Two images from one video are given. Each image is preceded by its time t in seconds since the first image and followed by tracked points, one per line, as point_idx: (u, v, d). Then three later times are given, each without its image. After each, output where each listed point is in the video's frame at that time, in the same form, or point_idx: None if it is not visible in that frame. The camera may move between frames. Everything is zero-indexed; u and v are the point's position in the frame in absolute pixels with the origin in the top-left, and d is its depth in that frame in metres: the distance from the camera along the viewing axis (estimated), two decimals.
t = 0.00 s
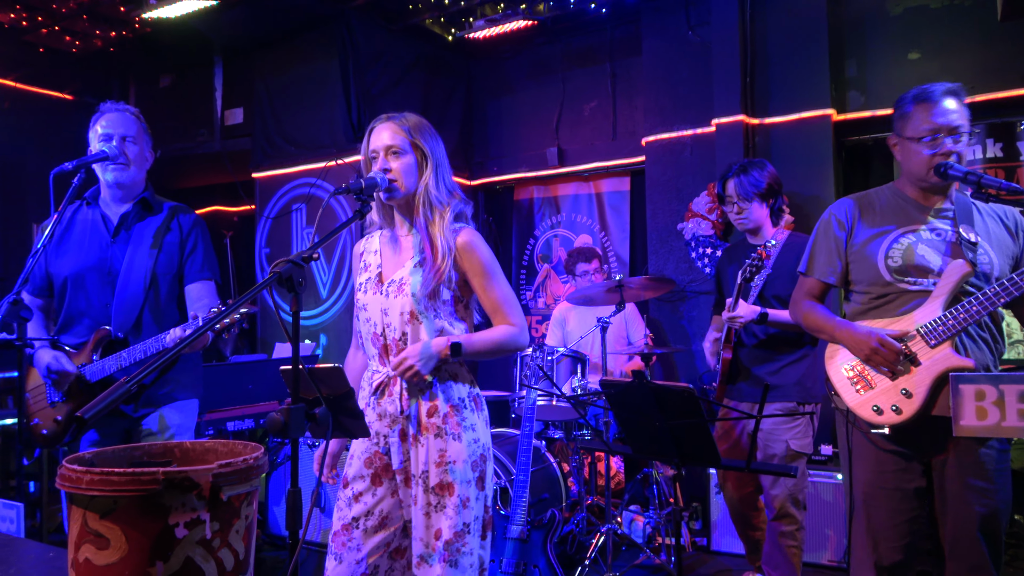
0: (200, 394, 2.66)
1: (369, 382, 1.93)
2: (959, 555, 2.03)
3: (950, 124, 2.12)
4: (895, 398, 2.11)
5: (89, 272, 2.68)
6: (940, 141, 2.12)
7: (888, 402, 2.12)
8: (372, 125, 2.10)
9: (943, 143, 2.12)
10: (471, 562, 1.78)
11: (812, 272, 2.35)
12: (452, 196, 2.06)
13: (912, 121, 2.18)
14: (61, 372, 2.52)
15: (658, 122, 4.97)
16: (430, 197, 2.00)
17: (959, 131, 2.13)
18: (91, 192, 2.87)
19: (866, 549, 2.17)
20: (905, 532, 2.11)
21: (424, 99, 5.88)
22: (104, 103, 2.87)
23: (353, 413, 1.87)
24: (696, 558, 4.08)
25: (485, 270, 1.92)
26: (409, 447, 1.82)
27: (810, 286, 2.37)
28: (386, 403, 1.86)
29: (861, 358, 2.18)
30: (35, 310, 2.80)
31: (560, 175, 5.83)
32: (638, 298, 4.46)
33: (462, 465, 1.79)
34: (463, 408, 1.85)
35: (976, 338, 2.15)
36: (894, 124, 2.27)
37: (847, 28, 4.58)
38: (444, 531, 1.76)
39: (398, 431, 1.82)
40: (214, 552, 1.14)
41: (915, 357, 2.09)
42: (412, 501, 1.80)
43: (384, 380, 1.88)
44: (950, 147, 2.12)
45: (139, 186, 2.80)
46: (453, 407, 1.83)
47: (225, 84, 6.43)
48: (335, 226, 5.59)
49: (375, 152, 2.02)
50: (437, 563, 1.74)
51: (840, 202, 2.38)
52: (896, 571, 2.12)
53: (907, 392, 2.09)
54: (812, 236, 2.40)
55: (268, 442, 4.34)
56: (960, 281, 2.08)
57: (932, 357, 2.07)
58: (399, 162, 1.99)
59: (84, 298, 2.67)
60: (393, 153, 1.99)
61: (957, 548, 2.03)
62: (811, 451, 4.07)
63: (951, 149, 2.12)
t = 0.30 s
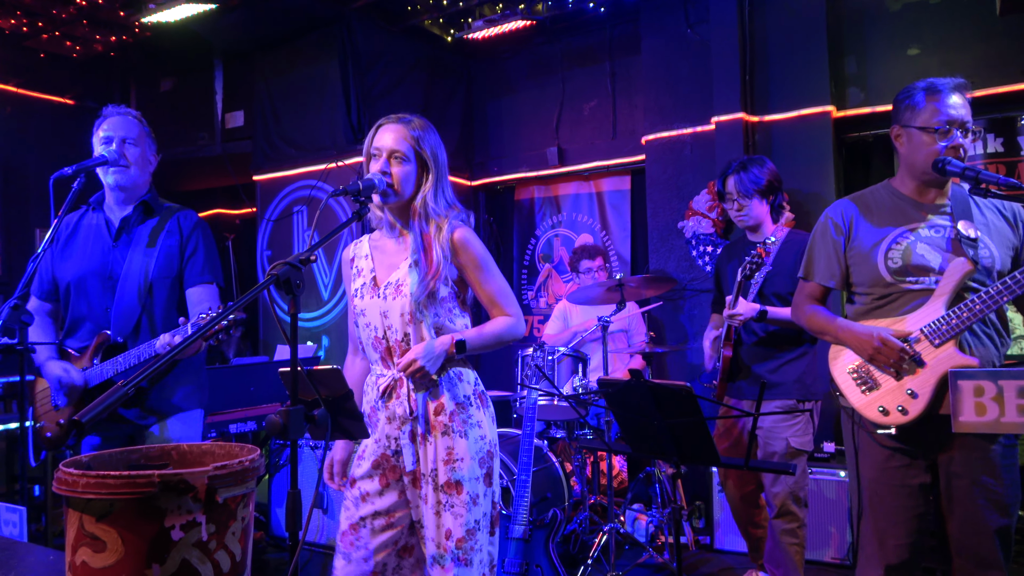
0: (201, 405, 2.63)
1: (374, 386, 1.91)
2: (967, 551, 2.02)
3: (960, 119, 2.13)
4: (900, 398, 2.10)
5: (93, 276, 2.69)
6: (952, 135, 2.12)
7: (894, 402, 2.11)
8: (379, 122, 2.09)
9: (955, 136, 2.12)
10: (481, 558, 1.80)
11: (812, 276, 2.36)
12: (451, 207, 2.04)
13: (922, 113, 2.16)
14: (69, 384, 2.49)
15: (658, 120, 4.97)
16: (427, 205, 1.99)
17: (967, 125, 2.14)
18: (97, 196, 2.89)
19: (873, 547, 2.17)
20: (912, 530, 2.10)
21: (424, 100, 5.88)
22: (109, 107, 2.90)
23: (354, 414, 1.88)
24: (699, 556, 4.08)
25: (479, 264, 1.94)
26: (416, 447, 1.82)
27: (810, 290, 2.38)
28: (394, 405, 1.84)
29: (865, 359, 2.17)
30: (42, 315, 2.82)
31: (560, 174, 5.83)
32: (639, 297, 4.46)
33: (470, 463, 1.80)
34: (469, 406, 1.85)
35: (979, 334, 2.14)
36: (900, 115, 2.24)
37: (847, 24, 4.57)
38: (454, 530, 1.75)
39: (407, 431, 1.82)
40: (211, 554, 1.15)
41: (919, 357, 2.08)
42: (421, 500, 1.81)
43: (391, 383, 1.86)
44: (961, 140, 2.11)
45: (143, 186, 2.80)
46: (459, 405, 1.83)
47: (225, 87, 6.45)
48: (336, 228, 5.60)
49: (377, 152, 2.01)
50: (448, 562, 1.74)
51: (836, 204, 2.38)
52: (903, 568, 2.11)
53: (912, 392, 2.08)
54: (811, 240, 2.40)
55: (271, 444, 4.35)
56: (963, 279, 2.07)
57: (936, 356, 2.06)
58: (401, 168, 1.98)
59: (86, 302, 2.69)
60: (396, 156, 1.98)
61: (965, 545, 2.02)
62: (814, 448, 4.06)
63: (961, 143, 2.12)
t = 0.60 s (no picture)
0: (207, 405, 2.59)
1: (374, 387, 1.91)
2: (966, 553, 2.03)
3: (958, 121, 2.13)
4: (900, 402, 2.10)
5: (101, 271, 2.69)
6: (951, 137, 2.11)
7: (893, 406, 2.11)
8: (384, 123, 2.09)
9: (953, 139, 2.11)
10: (490, 557, 1.81)
11: (811, 280, 2.36)
12: (454, 209, 2.02)
13: (920, 116, 2.16)
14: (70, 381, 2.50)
15: (658, 121, 4.97)
16: (428, 206, 1.98)
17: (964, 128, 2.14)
18: (110, 192, 2.89)
19: (875, 551, 2.17)
20: (914, 533, 2.10)
21: (424, 99, 5.88)
22: (120, 103, 2.91)
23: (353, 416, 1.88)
24: (698, 556, 4.08)
25: (476, 268, 1.92)
26: (417, 449, 1.82)
27: (810, 294, 2.38)
28: (394, 407, 1.84)
29: (863, 363, 2.18)
30: (54, 311, 2.81)
31: (561, 175, 5.83)
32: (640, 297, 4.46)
33: (472, 463, 1.80)
34: (470, 406, 1.86)
35: (979, 337, 2.14)
36: (898, 118, 2.24)
37: (847, 25, 4.57)
38: (460, 530, 1.76)
39: (407, 433, 1.81)
40: (212, 553, 1.15)
41: (918, 361, 2.08)
42: (422, 500, 1.81)
43: (391, 384, 1.86)
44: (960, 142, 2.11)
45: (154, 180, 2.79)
46: (460, 406, 1.84)
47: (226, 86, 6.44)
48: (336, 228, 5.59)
49: (381, 151, 2.01)
50: (453, 562, 1.75)
51: (834, 209, 2.38)
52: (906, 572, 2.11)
53: (911, 396, 2.08)
54: (809, 244, 2.40)
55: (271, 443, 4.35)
56: (959, 283, 2.07)
57: (935, 360, 2.06)
58: (402, 168, 1.98)
59: (90, 297, 2.69)
60: (398, 157, 1.98)
61: (964, 546, 2.03)
62: (814, 449, 4.06)
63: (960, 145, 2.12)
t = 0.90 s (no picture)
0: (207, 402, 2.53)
1: (375, 379, 1.91)
2: (960, 557, 2.01)
3: (953, 117, 2.11)
4: (902, 402, 2.09)
5: (108, 267, 2.67)
6: (947, 133, 2.10)
7: (896, 406, 2.10)
8: (374, 121, 2.08)
9: (950, 135, 2.10)
10: (475, 562, 1.78)
11: (811, 283, 2.35)
12: (455, 186, 2.02)
13: (916, 114, 2.15)
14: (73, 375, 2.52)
15: (658, 121, 4.96)
16: (430, 193, 1.97)
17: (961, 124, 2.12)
18: (118, 189, 2.87)
19: (867, 549, 2.17)
20: (908, 533, 2.09)
21: (424, 98, 5.86)
22: (124, 99, 2.86)
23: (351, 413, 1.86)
24: (696, 557, 4.08)
25: (478, 262, 1.88)
26: (415, 446, 1.81)
27: (811, 297, 2.38)
28: (391, 400, 1.84)
29: (865, 363, 2.17)
30: (71, 309, 2.79)
31: (560, 174, 5.82)
32: (639, 297, 4.45)
33: (467, 466, 1.78)
34: (469, 409, 1.84)
35: (979, 336, 2.13)
36: (894, 116, 2.23)
37: (848, 27, 4.57)
38: (447, 532, 1.74)
39: (403, 431, 1.81)
40: (211, 554, 1.13)
41: (920, 360, 2.08)
42: (415, 499, 1.79)
43: (391, 377, 1.86)
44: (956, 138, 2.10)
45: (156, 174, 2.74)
46: (459, 408, 1.82)
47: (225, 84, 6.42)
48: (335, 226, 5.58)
49: (375, 148, 2.00)
50: (441, 563, 1.73)
51: (834, 211, 2.38)
52: (899, 570, 2.10)
53: (914, 395, 2.07)
54: (810, 245, 2.40)
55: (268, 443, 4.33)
56: (959, 281, 2.06)
57: (937, 359, 2.05)
58: (399, 158, 1.97)
59: (95, 293, 2.69)
60: (393, 149, 1.97)
61: (957, 548, 2.01)
62: (813, 451, 4.05)
63: (957, 142, 2.10)
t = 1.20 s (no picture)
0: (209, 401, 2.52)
1: (377, 381, 1.91)
2: (963, 554, 2.02)
3: (945, 116, 2.12)
4: (903, 399, 2.09)
5: (111, 266, 2.67)
6: (940, 131, 2.11)
7: (897, 404, 2.10)
8: (369, 123, 2.09)
9: (942, 133, 2.11)
10: (474, 562, 1.78)
11: (810, 283, 2.35)
12: (447, 195, 2.02)
13: (908, 113, 2.16)
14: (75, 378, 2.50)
15: (656, 120, 4.96)
16: (424, 198, 1.98)
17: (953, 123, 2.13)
18: (122, 190, 2.88)
19: (870, 547, 2.17)
20: (909, 530, 2.10)
21: (421, 97, 5.86)
22: (118, 102, 2.85)
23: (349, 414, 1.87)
24: (696, 555, 4.08)
25: (477, 257, 1.87)
26: (417, 446, 1.81)
27: (810, 297, 2.37)
28: (394, 402, 1.84)
29: (864, 361, 2.17)
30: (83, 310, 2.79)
31: (558, 174, 5.83)
32: (636, 296, 4.45)
33: (469, 466, 1.78)
34: (470, 408, 1.84)
35: (978, 332, 2.13)
36: (887, 116, 2.24)
37: (845, 25, 4.57)
38: (449, 531, 1.74)
39: (406, 431, 1.81)
40: (206, 554, 1.13)
41: (918, 356, 2.07)
42: (418, 500, 1.79)
43: (392, 379, 1.86)
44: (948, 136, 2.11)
45: (156, 174, 2.74)
46: (460, 408, 1.82)
47: (222, 85, 6.41)
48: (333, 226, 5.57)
49: (371, 150, 2.01)
50: (442, 563, 1.73)
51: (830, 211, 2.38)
52: (901, 568, 2.11)
53: (915, 392, 2.07)
54: (807, 246, 2.40)
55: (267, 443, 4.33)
56: (956, 277, 2.06)
57: (936, 355, 2.05)
58: (397, 160, 1.97)
59: (100, 293, 2.69)
60: (390, 152, 1.98)
61: (961, 546, 2.02)
62: (811, 448, 4.06)
63: (949, 140, 2.11)
